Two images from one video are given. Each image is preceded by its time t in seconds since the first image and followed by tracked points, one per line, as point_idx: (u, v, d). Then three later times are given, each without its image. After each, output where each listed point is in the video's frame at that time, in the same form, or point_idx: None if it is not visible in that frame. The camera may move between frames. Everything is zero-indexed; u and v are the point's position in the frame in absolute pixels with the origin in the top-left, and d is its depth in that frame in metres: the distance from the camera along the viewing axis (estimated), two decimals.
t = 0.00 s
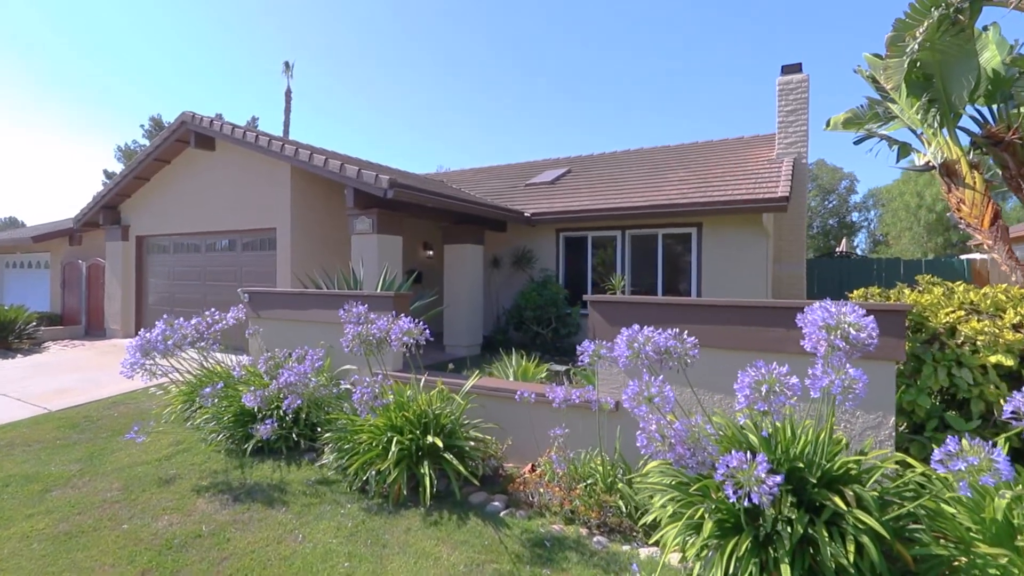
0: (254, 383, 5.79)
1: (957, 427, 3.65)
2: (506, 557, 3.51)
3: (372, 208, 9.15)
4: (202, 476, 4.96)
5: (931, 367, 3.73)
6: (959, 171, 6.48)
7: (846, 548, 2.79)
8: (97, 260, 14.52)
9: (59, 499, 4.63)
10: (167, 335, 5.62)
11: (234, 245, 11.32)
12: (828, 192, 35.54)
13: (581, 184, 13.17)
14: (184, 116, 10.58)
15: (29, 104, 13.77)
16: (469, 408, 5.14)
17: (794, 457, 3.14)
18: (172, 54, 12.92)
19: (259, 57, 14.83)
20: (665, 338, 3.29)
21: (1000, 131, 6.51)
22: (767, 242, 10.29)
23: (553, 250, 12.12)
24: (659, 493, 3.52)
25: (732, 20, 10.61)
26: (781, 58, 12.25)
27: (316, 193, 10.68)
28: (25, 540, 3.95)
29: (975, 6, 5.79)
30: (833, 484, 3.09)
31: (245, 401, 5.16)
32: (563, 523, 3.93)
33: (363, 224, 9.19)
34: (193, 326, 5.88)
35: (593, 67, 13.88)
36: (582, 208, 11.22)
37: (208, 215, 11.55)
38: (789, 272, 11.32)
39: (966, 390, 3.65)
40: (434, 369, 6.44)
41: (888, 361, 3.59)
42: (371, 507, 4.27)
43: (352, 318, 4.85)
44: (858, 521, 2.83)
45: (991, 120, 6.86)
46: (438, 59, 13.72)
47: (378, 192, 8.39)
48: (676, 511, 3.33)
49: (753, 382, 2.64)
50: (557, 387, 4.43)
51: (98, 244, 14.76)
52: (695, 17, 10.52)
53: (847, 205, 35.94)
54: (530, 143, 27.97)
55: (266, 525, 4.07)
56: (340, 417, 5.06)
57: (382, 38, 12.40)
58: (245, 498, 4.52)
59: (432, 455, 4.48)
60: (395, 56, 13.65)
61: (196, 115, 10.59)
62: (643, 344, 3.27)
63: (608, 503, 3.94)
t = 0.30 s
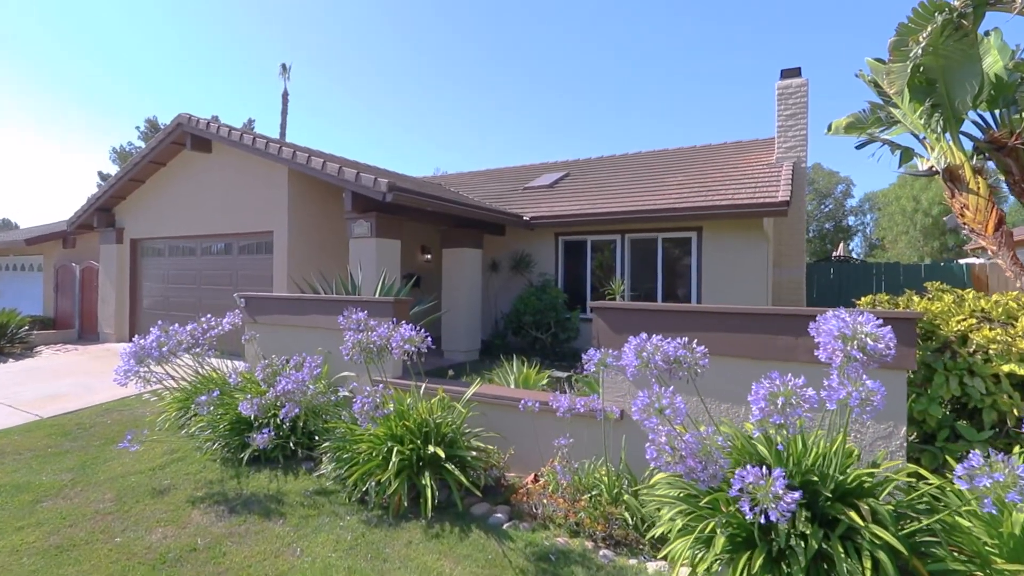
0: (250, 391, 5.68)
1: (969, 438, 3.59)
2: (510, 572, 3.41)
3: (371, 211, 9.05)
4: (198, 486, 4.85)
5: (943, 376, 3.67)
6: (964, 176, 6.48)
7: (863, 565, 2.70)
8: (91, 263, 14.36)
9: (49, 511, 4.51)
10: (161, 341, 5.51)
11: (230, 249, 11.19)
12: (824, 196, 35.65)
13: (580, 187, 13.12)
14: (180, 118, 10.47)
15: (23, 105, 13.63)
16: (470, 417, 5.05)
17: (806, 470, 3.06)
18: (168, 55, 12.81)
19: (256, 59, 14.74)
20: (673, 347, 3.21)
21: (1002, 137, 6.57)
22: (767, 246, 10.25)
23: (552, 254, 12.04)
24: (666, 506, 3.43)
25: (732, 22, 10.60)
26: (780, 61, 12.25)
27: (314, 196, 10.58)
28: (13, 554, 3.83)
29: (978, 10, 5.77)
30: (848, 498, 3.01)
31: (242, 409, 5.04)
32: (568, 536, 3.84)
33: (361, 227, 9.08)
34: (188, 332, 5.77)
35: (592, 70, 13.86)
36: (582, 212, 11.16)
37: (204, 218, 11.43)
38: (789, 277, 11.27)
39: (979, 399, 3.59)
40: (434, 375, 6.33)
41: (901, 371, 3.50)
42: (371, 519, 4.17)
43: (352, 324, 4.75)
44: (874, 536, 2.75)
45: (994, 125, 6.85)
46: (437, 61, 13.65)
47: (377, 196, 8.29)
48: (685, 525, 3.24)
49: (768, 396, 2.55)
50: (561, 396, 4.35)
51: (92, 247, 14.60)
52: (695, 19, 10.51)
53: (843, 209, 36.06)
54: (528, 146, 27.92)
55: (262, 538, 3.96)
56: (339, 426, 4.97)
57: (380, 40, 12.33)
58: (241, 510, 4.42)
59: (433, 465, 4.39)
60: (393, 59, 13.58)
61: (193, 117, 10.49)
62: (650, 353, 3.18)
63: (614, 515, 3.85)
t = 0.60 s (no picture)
0: (247, 399, 5.57)
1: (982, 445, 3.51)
2: None
3: (369, 214, 8.94)
4: (193, 497, 4.73)
5: (954, 384, 3.60)
6: (966, 178, 6.48)
7: None
8: (84, 266, 14.20)
9: (41, 523, 4.39)
10: (156, 349, 5.38)
11: (226, 252, 11.06)
12: (820, 199, 35.77)
13: (578, 189, 13.07)
14: (176, 119, 10.35)
15: (15, 106, 13.48)
16: (472, 424, 4.95)
17: (820, 483, 2.99)
18: (163, 57, 12.69)
19: (252, 60, 14.64)
20: (684, 356, 3.13)
21: (1005, 140, 6.51)
22: (767, 250, 10.19)
23: (550, 258, 11.96)
24: (675, 518, 3.35)
25: (731, 24, 10.58)
26: (779, 63, 12.22)
27: (313, 199, 10.50)
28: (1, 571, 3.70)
29: (983, 13, 5.73)
30: (862, 510, 2.95)
31: (239, 418, 4.92)
32: (574, 548, 3.76)
33: (359, 231, 8.98)
34: (184, 339, 5.65)
35: (590, 72, 13.82)
36: (581, 215, 11.09)
37: (199, 221, 11.30)
38: (788, 281, 11.22)
39: (991, 408, 3.52)
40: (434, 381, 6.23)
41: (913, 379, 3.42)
42: (372, 531, 4.07)
43: (352, 332, 4.77)
44: (891, 551, 2.68)
45: (996, 129, 6.83)
46: (435, 63, 13.56)
47: (376, 199, 8.20)
48: (696, 539, 3.16)
49: (786, 408, 2.48)
50: (566, 404, 4.27)
51: (85, 250, 14.44)
52: (695, 20, 10.47)
53: (838, 211, 36.19)
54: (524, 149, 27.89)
55: (260, 552, 3.85)
56: (338, 435, 4.87)
57: (378, 42, 12.26)
58: (237, 522, 4.31)
59: (435, 475, 4.31)
60: (391, 60, 13.49)
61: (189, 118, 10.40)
62: (661, 362, 3.11)
63: (621, 527, 3.77)
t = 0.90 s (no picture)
0: (244, 407, 5.47)
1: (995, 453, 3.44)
2: None
3: (367, 218, 8.86)
4: (190, 508, 4.62)
5: (967, 392, 3.54)
6: (971, 180, 6.41)
7: None
8: (77, 269, 14.04)
9: (33, 536, 4.28)
10: (152, 356, 5.28)
11: (222, 255, 10.94)
12: (815, 200, 35.85)
13: (577, 191, 13.01)
14: (171, 121, 10.23)
15: (9, 108, 13.33)
16: (474, 432, 4.86)
17: (835, 494, 2.92)
18: (158, 57, 12.56)
19: (248, 61, 14.53)
20: (696, 365, 3.08)
21: (1007, 143, 6.45)
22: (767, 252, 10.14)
23: (549, 260, 11.90)
24: (685, 529, 3.28)
25: (732, 25, 10.55)
26: (778, 64, 12.19)
27: (310, 201, 10.40)
28: None
29: (988, 14, 5.65)
30: (878, 523, 2.89)
31: (237, 427, 4.82)
32: (581, 559, 3.68)
33: (357, 234, 8.91)
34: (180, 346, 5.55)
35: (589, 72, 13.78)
36: (580, 217, 11.01)
37: (195, 223, 11.17)
38: (787, 282, 11.18)
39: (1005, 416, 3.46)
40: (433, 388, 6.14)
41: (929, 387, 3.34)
42: (373, 543, 3.97)
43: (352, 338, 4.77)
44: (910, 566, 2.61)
45: (999, 132, 6.79)
46: (432, 64, 13.47)
47: (375, 202, 8.10)
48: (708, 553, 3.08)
49: (806, 420, 2.46)
50: (571, 412, 4.18)
51: (79, 253, 14.29)
52: (694, 20, 10.42)
53: (833, 212, 36.25)
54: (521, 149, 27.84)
55: (259, 565, 3.74)
56: (338, 444, 4.78)
57: (376, 43, 12.19)
58: (235, 534, 4.20)
59: (437, 485, 4.22)
60: (388, 61, 13.40)
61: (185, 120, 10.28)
62: (673, 372, 3.06)
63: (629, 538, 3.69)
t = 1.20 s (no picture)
0: (242, 414, 5.37)
1: (1013, 462, 3.36)
2: None
3: (367, 220, 8.77)
4: (187, 519, 4.53)
5: (983, 399, 3.47)
6: (976, 185, 6.46)
7: None
8: (73, 272, 13.91)
9: (27, 548, 4.17)
10: (149, 363, 5.18)
11: (219, 258, 10.82)
12: (812, 201, 35.93)
13: (577, 192, 12.95)
14: (167, 123, 10.12)
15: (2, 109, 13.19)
16: (478, 438, 4.77)
17: (851, 509, 2.85)
18: (153, 58, 12.44)
19: (246, 62, 14.42)
20: (709, 375, 3.03)
21: (1013, 145, 6.43)
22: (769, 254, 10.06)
23: (549, 262, 11.82)
24: (695, 541, 3.19)
25: (734, 25, 10.51)
26: (778, 64, 12.16)
27: (309, 203, 10.32)
28: None
29: (994, 15, 5.58)
30: (895, 536, 2.82)
31: (236, 435, 4.73)
32: (589, 572, 3.58)
33: (356, 237, 8.82)
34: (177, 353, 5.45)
35: (588, 72, 13.72)
36: (580, 219, 10.95)
37: (191, 226, 11.05)
38: (788, 284, 11.12)
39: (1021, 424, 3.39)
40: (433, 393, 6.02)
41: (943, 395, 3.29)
42: (375, 555, 3.88)
43: (353, 345, 4.67)
44: None
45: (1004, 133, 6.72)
46: (430, 64, 13.40)
47: (374, 205, 8.03)
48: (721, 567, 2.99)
49: (826, 433, 2.45)
50: (578, 420, 4.10)
51: (74, 256, 14.15)
52: (695, 19, 10.37)
53: (830, 214, 36.21)
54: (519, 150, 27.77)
55: None
56: (339, 453, 4.69)
57: (375, 43, 12.10)
58: (234, 546, 4.11)
59: (441, 495, 4.14)
60: (386, 61, 13.31)
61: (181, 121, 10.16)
62: (686, 381, 3.00)
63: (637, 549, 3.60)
